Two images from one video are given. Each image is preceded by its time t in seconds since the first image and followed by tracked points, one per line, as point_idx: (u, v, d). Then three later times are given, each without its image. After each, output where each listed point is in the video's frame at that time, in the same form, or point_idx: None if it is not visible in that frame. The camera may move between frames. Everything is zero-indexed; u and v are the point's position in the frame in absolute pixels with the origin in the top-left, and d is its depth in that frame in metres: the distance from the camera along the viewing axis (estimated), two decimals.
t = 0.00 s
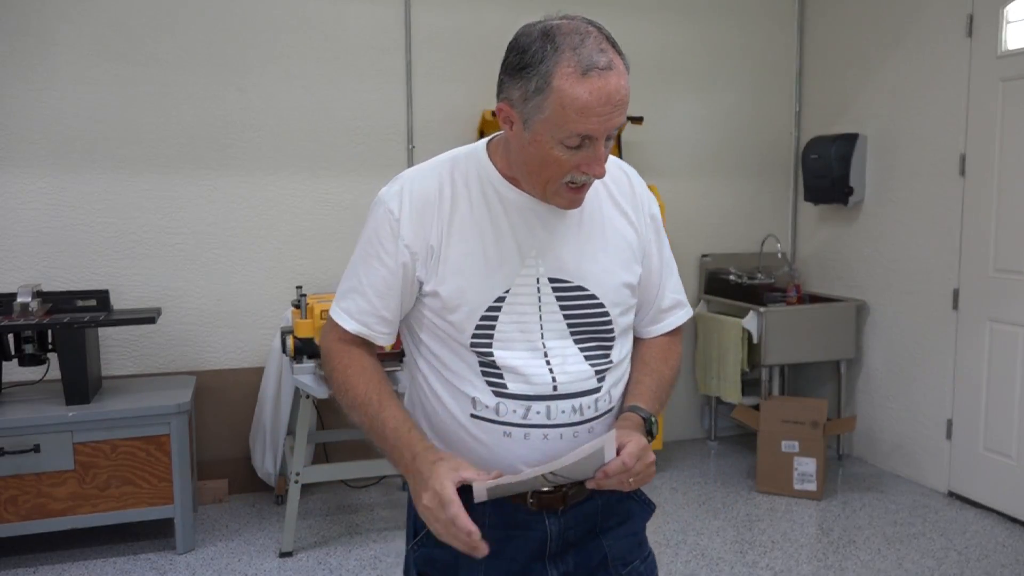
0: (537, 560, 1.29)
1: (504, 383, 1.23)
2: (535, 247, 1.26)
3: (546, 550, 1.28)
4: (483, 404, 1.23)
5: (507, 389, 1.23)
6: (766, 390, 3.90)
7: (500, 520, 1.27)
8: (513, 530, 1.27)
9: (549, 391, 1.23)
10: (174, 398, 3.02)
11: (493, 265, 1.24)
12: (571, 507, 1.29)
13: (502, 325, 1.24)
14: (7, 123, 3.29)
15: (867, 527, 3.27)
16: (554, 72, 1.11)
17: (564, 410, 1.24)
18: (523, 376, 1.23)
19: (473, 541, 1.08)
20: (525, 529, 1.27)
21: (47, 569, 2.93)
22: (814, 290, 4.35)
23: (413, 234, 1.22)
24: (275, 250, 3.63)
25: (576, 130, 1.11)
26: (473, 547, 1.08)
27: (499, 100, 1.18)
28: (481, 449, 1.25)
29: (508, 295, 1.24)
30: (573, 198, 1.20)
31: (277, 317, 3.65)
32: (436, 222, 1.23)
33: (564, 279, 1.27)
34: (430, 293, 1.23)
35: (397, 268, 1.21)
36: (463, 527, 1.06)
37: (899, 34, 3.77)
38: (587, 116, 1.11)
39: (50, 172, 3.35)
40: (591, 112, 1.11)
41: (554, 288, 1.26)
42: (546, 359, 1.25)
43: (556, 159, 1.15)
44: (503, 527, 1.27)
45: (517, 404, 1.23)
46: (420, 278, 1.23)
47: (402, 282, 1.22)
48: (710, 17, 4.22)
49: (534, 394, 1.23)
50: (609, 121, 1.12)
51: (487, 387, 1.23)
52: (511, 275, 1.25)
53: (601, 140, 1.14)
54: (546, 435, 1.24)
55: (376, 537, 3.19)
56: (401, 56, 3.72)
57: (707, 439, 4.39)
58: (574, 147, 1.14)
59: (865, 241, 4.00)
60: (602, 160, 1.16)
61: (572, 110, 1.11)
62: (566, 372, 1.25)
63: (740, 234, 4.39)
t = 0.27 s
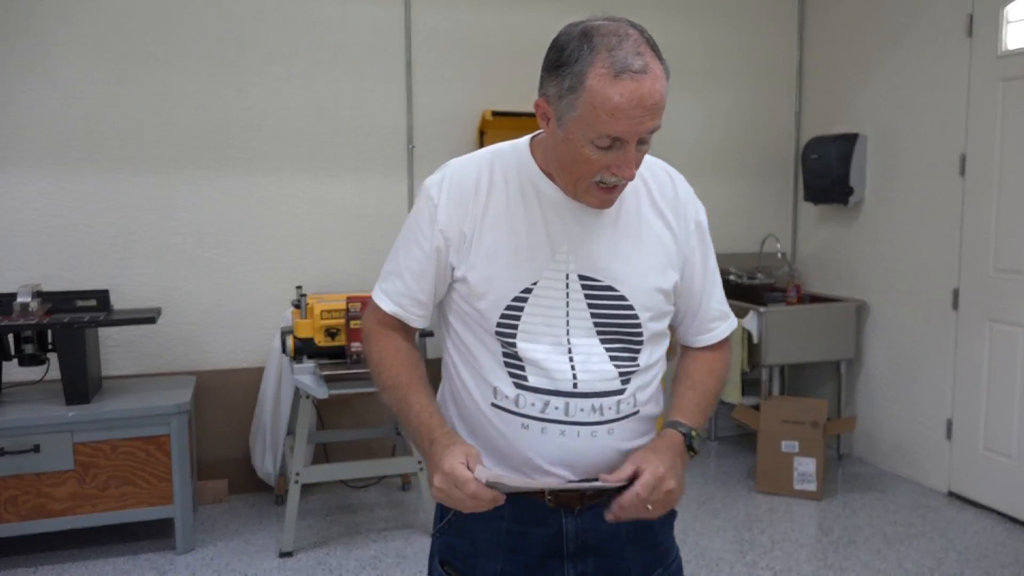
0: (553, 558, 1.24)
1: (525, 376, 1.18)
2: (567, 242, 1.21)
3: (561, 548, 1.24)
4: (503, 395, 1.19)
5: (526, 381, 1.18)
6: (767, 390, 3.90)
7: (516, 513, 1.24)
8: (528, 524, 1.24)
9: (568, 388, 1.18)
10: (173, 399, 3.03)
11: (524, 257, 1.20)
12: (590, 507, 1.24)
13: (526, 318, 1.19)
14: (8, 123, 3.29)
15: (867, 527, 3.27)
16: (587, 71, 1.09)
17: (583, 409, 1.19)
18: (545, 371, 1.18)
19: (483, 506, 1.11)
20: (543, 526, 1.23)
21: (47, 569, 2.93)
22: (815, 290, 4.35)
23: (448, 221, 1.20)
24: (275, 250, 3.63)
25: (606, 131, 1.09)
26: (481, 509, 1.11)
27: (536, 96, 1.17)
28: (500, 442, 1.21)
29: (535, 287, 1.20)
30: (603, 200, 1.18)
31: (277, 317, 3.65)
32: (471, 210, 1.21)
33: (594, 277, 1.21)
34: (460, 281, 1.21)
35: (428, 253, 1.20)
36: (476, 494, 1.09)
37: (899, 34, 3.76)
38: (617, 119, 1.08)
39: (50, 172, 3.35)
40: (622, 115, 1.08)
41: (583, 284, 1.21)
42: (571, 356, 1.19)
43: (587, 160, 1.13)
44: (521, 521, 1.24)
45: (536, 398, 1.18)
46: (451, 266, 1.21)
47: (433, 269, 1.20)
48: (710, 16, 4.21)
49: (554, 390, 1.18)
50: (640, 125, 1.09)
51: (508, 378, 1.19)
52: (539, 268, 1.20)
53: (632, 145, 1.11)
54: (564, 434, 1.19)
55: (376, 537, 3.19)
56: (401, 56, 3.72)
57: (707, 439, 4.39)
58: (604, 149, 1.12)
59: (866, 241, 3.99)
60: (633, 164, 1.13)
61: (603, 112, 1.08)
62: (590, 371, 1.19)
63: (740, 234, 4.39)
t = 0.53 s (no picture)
0: (576, 549, 1.30)
1: (553, 366, 1.25)
2: (611, 241, 1.26)
3: (583, 541, 1.29)
4: (534, 381, 1.27)
5: (554, 372, 1.25)
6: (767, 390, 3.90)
7: (543, 504, 1.30)
8: (554, 517, 1.29)
9: (593, 383, 1.23)
10: (173, 399, 3.02)
11: (566, 252, 1.26)
12: (613, 504, 1.28)
13: (557, 313, 1.25)
14: (8, 123, 3.29)
15: (867, 527, 3.27)
16: (633, 75, 1.12)
17: (605, 406, 1.23)
18: (572, 364, 1.24)
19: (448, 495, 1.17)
20: (566, 518, 1.28)
21: (47, 569, 2.93)
22: (815, 290, 4.35)
23: (501, 210, 1.30)
24: (274, 250, 3.63)
25: (643, 135, 1.12)
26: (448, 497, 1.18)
27: (593, 96, 1.21)
28: (528, 427, 1.28)
29: (571, 283, 1.26)
30: (643, 203, 1.21)
31: (276, 317, 3.65)
32: (524, 203, 1.29)
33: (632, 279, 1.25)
34: (507, 269, 1.30)
35: (482, 236, 1.31)
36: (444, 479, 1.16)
37: (899, 34, 3.76)
38: (654, 124, 1.11)
39: (50, 172, 3.35)
40: (660, 121, 1.10)
41: (622, 285, 1.25)
42: (600, 353, 1.24)
43: (627, 162, 1.17)
44: (546, 512, 1.29)
45: (561, 388, 1.24)
46: (501, 253, 1.31)
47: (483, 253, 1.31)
48: (710, 16, 4.21)
49: (579, 383, 1.23)
50: (678, 134, 1.11)
51: (538, 366, 1.26)
52: (580, 264, 1.26)
53: (669, 151, 1.13)
54: (586, 427, 1.24)
55: (376, 537, 3.19)
56: (400, 56, 3.72)
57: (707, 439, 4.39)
58: (644, 153, 1.15)
59: (866, 241, 4.00)
60: (672, 170, 1.15)
61: (641, 116, 1.11)
62: (617, 370, 1.23)
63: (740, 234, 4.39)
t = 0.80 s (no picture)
0: (584, 543, 1.33)
1: (564, 355, 1.31)
2: (628, 238, 1.28)
3: (590, 535, 1.32)
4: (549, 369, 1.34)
5: (564, 361, 1.31)
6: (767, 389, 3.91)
7: (555, 496, 1.35)
8: (563, 509, 1.34)
9: (598, 374, 1.27)
10: (173, 398, 3.03)
11: (584, 245, 1.31)
12: (620, 501, 1.30)
13: (568, 305, 1.31)
14: (8, 123, 3.29)
15: (867, 527, 3.27)
16: (644, 68, 1.15)
17: (608, 398, 1.27)
18: (580, 354, 1.29)
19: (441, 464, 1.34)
20: (574, 511, 1.33)
21: (47, 569, 2.93)
22: (814, 290, 4.35)
23: (534, 203, 1.38)
24: (275, 250, 3.63)
25: (648, 126, 1.14)
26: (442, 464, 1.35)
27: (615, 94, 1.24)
28: (543, 413, 1.36)
29: (585, 276, 1.31)
30: (655, 200, 1.21)
31: (277, 317, 3.65)
32: (553, 198, 1.36)
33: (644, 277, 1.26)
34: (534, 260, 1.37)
35: (515, 227, 1.41)
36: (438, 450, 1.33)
37: (899, 34, 3.76)
38: (659, 116, 1.12)
39: (50, 172, 3.35)
40: (664, 113, 1.12)
41: (635, 282, 1.27)
42: (607, 346, 1.27)
43: (638, 157, 1.18)
44: (555, 504, 1.34)
45: (569, 377, 1.30)
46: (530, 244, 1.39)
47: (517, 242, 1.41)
48: (710, 16, 4.21)
49: (585, 373, 1.28)
50: (682, 126, 1.12)
51: (552, 354, 1.33)
52: (596, 258, 1.30)
53: (675, 145, 1.14)
54: (589, 418, 1.29)
55: (376, 536, 3.19)
56: (401, 57, 3.72)
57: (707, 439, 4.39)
58: (652, 147, 1.16)
59: (866, 241, 4.00)
60: (679, 165, 1.16)
61: (647, 108, 1.13)
62: (621, 364, 1.26)
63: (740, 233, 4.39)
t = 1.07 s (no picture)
0: (584, 540, 1.34)
1: (570, 350, 1.33)
2: (637, 237, 1.29)
3: (591, 532, 1.33)
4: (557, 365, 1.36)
5: (570, 356, 1.33)
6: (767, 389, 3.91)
7: (558, 492, 1.36)
8: (565, 505, 1.36)
9: (599, 370, 1.29)
10: (173, 398, 3.03)
11: (594, 243, 1.33)
12: (620, 499, 1.31)
13: (574, 302, 1.33)
14: (8, 123, 3.29)
15: (867, 527, 3.27)
16: (635, 65, 1.16)
17: (608, 395, 1.28)
18: (584, 350, 1.31)
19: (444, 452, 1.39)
20: (576, 508, 1.34)
21: (47, 569, 2.93)
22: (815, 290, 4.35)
23: (552, 202, 1.41)
24: (275, 250, 3.63)
25: (638, 121, 1.14)
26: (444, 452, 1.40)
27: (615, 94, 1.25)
28: (551, 407, 1.38)
29: (591, 273, 1.32)
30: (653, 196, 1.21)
31: (277, 317, 3.65)
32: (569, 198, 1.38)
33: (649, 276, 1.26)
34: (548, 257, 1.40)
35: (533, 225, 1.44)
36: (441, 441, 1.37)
37: (899, 34, 3.76)
38: (648, 110, 1.13)
39: (51, 172, 3.35)
40: (653, 107, 1.12)
41: (641, 280, 1.27)
42: (610, 343, 1.29)
43: (633, 153, 1.19)
44: (558, 500, 1.36)
45: (574, 372, 1.32)
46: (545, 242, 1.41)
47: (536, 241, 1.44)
48: (710, 16, 4.21)
49: (588, 368, 1.30)
50: (671, 120, 1.12)
51: (560, 350, 1.35)
52: (605, 256, 1.31)
53: (666, 139, 1.13)
54: (590, 413, 1.30)
55: (376, 536, 3.19)
56: (401, 57, 3.72)
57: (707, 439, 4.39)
58: (645, 142, 1.16)
59: (866, 241, 4.00)
60: (673, 160, 1.15)
61: (637, 103, 1.14)
62: (622, 361, 1.27)
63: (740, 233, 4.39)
